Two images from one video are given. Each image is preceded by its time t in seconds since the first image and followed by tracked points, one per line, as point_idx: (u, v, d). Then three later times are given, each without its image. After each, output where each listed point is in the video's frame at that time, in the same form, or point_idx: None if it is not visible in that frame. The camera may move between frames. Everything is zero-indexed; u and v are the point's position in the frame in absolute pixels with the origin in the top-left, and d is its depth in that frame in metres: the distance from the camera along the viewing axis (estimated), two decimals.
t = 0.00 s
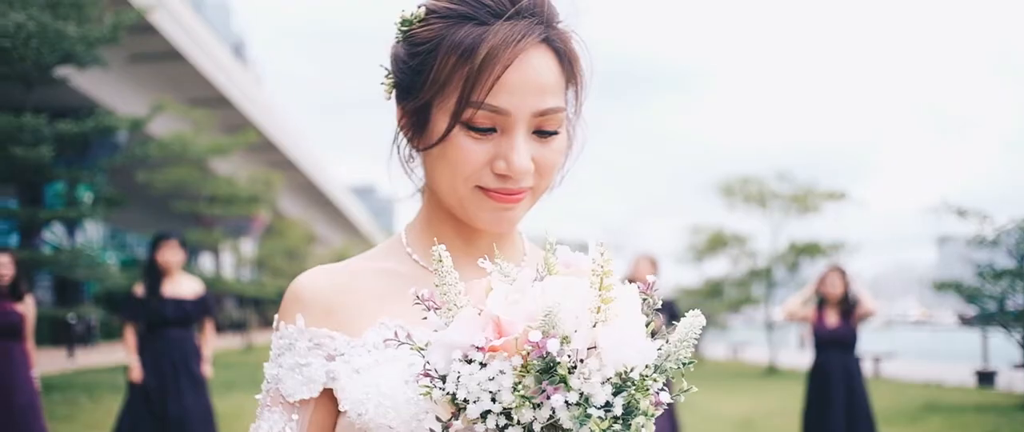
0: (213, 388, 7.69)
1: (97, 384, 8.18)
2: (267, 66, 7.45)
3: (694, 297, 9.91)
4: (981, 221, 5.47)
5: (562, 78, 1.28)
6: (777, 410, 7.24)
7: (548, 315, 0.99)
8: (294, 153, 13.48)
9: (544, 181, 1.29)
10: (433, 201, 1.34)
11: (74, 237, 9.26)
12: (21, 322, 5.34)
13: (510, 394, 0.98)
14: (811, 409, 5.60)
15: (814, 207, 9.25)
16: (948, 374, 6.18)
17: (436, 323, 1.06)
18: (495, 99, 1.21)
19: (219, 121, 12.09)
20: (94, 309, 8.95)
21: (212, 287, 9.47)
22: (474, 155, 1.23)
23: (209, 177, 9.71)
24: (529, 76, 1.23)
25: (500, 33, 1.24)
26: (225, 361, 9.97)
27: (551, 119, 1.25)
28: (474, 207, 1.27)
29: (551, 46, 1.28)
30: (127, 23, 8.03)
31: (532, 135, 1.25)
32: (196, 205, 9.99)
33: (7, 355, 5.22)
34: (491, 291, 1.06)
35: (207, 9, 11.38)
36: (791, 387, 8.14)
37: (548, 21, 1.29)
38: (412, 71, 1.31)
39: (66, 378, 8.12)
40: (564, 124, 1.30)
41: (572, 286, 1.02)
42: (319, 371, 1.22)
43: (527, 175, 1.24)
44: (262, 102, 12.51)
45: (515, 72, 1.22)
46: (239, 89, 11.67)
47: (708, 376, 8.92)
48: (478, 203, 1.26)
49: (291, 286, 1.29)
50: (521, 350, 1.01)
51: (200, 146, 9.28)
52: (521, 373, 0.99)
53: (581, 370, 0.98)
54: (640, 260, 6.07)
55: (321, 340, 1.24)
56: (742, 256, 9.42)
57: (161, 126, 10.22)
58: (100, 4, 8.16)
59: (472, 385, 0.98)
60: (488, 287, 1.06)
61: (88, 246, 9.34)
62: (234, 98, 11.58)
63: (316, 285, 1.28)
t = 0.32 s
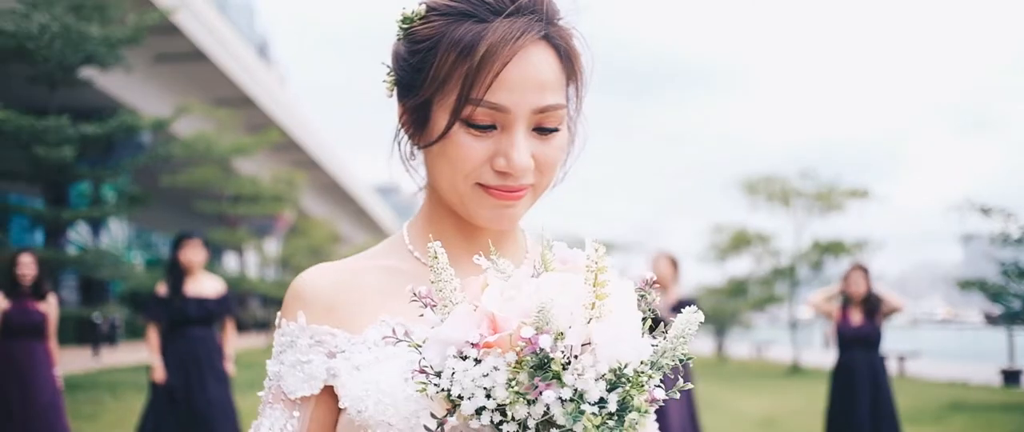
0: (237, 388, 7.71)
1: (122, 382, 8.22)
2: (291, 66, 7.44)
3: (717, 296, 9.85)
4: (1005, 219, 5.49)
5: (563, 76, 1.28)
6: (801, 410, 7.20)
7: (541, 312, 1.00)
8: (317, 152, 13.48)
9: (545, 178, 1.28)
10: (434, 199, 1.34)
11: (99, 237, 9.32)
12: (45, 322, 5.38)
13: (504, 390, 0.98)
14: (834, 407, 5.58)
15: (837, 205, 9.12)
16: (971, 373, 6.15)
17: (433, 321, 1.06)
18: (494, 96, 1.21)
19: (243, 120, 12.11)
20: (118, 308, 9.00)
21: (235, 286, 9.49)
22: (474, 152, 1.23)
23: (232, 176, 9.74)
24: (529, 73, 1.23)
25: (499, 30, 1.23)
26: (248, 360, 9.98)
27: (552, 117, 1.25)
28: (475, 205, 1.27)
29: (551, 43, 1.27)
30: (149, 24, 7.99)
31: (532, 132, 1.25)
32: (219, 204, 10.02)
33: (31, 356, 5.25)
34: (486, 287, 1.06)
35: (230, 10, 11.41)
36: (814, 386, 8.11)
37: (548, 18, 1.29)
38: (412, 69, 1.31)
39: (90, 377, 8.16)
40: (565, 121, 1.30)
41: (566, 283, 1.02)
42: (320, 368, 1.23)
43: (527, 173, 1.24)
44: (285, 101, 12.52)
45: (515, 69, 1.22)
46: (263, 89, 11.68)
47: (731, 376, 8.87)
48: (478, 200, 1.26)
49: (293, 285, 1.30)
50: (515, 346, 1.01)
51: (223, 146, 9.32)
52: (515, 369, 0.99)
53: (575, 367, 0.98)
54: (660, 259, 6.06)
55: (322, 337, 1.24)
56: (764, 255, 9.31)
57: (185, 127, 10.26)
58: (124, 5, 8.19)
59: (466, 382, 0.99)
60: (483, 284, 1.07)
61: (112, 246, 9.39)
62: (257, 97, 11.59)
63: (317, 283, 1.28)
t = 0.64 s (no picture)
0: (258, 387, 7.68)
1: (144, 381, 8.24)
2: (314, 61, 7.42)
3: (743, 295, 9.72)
4: None
5: (561, 73, 1.27)
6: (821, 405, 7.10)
7: (532, 308, 0.99)
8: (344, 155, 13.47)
9: (544, 176, 1.28)
10: (433, 197, 1.33)
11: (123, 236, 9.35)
12: (65, 321, 5.37)
13: (496, 387, 0.98)
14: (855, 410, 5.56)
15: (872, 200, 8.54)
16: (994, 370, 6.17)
17: (426, 317, 1.06)
18: (490, 93, 1.21)
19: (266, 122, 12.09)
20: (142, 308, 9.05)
21: (258, 287, 9.47)
22: (471, 150, 1.23)
23: (255, 176, 9.74)
24: (525, 70, 1.22)
25: (495, 28, 1.23)
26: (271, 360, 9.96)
27: (550, 113, 1.24)
28: (473, 202, 1.26)
29: (548, 39, 1.27)
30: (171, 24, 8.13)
31: (530, 130, 1.24)
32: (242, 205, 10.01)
33: (52, 356, 5.29)
34: (480, 283, 1.06)
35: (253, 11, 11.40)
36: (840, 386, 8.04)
37: (544, 14, 1.28)
38: (410, 66, 1.31)
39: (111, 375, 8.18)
40: (564, 119, 1.29)
41: (558, 279, 1.02)
42: (318, 365, 1.23)
43: (524, 170, 1.23)
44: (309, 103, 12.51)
45: (511, 65, 1.22)
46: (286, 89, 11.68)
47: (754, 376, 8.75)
48: (476, 197, 1.26)
49: (292, 282, 1.30)
50: (507, 343, 1.01)
51: (245, 146, 9.35)
52: (506, 366, 0.99)
53: (566, 363, 0.98)
54: (678, 260, 6.04)
55: (321, 334, 1.25)
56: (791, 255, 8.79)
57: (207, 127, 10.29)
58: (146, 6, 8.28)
59: (457, 378, 0.98)
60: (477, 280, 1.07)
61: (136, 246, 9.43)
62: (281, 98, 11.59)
63: (315, 281, 1.28)
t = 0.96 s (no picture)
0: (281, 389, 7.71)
1: (167, 381, 8.32)
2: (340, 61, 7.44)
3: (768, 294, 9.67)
4: None
5: (561, 73, 1.25)
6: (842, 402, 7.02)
7: (523, 307, 0.99)
8: (367, 154, 13.52)
9: (544, 175, 1.25)
10: (433, 197, 1.33)
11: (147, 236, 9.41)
12: (87, 321, 5.40)
13: (488, 386, 0.98)
14: (880, 404, 5.47)
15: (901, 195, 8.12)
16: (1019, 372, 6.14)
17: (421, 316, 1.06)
18: (488, 92, 1.19)
19: (290, 121, 12.14)
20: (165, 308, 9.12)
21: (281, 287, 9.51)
22: (470, 148, 1.21)
23: (279, 175, 9.77)
24: (522, 69, 1.20)
25: (493, 26, 1.21)
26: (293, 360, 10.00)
27: (549, 111, 1.22)
28: (471, 201, 1.24)
29: (547, 38, 1.25)
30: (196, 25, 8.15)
31: (528, 129, 1.22)
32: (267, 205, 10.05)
33: (75, 356, 5.31)
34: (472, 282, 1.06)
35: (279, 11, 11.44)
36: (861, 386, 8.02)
37: (544, 13, 1.27)
38: (411, 66, 1.30)
39: (133, 375, 8.28)
40: (564, 118, 1.27)
41: (550, 280, 1.02)
42: (316, 364, 1.23)
43: (523, 169, 1.21)
44: (333, 103, 12.55)
45: (509, 64, 1.20)
46: (311, 89, 11.71)
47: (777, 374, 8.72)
48: (474, 196, 1.24)
49: (291, 280, 1.30)
50: (498, 342, 1.01)
51: (270, 147, 9.36)
52: (498, 364, 0.99)
53: (557, 363, 0.98)
54: (699, 258, 6.00)
55: (319, 333, 1.25)
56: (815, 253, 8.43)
57: (232, 126, 10.33)
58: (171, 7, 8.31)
59: (449, 377, 0.98)
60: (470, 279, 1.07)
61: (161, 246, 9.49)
62: (306, 98, 11.62)
63: (315, 280, 1.29)
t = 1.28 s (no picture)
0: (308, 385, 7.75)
1: (193, 380, 8.37)
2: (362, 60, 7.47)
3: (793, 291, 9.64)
4: None
5: (561, 74, 1.24)
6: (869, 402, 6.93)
7: (516, 309, 0.99)
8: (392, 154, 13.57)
9: (544, 176, 1.24)
10: (434, 198, 1.33)
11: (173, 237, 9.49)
12: (111, 322, 5.44)
13: (480, 388, 0.98)
14: (904, 402, 5.44)
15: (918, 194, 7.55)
16: None
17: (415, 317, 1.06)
18: (488, 92, 1.18)
19: (317, 120, 12.19)
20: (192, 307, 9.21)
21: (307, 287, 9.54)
22: (469, 149, 1.19)
23: (305, 175, 9.81)
24: (520, 69, 1.19)
25: (492, 27, 1.20)
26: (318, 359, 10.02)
27: (549, 111, 1.21)
28: (471, 201, 1.23)
29: (546, 38, 1.24)
30: (220, 26, 8.21)
31: (528, 128, 1.21)
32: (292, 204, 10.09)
33: (100, 356, 5.35)
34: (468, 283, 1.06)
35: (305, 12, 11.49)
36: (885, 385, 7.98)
37: (543, 14, 1.26)
38: (412, 67, 1.29)
39: (159, 374, 8.33)
40: (564, 119, 1.25)
41: (544, 283, 1.01)
42: (316, 366, 1.23)
43: (523, 169, 1.19)
44: (359, 102, 12.60)
45: (508, 64, 1.18)
46: (336, 89, 11.76)
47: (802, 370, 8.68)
48: (474, 197, 1.22)
49: (293, 282, 1.31)
50: (491, 344, 1.00)
51: (297, 146, 9.39)
52: (491, 366, 0.99)
53: (549, 366, 0.97)
54: (722, 256, 5.98)
55: (319, 334, 1.25)
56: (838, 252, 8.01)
57: (258, 126, 10.40)
58: (195, 7, 8.38)
59: (443, 379, 0.98)
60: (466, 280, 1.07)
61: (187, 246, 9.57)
62: (331, 97, 11.68)
63: (316, 281, 1.29)
